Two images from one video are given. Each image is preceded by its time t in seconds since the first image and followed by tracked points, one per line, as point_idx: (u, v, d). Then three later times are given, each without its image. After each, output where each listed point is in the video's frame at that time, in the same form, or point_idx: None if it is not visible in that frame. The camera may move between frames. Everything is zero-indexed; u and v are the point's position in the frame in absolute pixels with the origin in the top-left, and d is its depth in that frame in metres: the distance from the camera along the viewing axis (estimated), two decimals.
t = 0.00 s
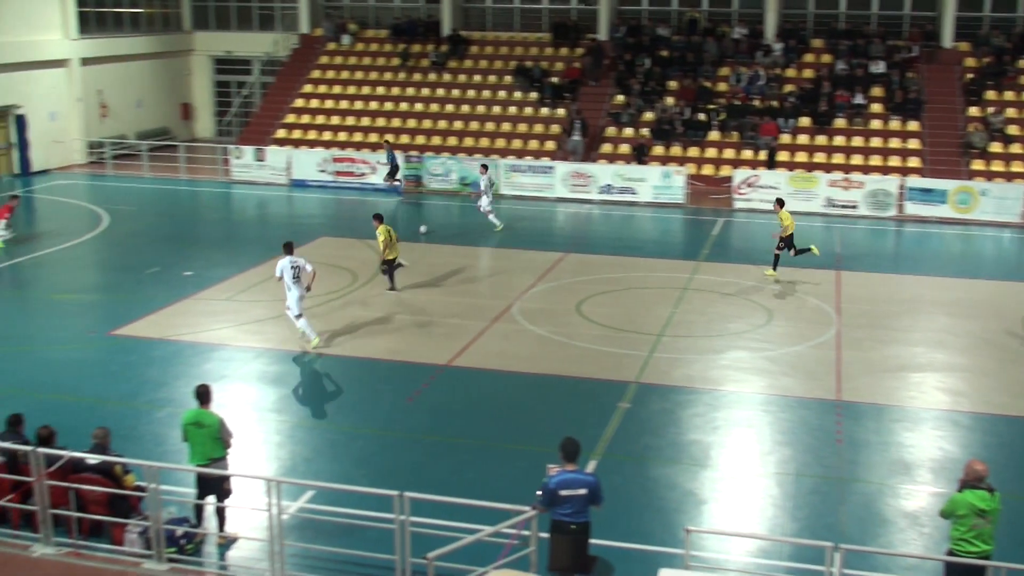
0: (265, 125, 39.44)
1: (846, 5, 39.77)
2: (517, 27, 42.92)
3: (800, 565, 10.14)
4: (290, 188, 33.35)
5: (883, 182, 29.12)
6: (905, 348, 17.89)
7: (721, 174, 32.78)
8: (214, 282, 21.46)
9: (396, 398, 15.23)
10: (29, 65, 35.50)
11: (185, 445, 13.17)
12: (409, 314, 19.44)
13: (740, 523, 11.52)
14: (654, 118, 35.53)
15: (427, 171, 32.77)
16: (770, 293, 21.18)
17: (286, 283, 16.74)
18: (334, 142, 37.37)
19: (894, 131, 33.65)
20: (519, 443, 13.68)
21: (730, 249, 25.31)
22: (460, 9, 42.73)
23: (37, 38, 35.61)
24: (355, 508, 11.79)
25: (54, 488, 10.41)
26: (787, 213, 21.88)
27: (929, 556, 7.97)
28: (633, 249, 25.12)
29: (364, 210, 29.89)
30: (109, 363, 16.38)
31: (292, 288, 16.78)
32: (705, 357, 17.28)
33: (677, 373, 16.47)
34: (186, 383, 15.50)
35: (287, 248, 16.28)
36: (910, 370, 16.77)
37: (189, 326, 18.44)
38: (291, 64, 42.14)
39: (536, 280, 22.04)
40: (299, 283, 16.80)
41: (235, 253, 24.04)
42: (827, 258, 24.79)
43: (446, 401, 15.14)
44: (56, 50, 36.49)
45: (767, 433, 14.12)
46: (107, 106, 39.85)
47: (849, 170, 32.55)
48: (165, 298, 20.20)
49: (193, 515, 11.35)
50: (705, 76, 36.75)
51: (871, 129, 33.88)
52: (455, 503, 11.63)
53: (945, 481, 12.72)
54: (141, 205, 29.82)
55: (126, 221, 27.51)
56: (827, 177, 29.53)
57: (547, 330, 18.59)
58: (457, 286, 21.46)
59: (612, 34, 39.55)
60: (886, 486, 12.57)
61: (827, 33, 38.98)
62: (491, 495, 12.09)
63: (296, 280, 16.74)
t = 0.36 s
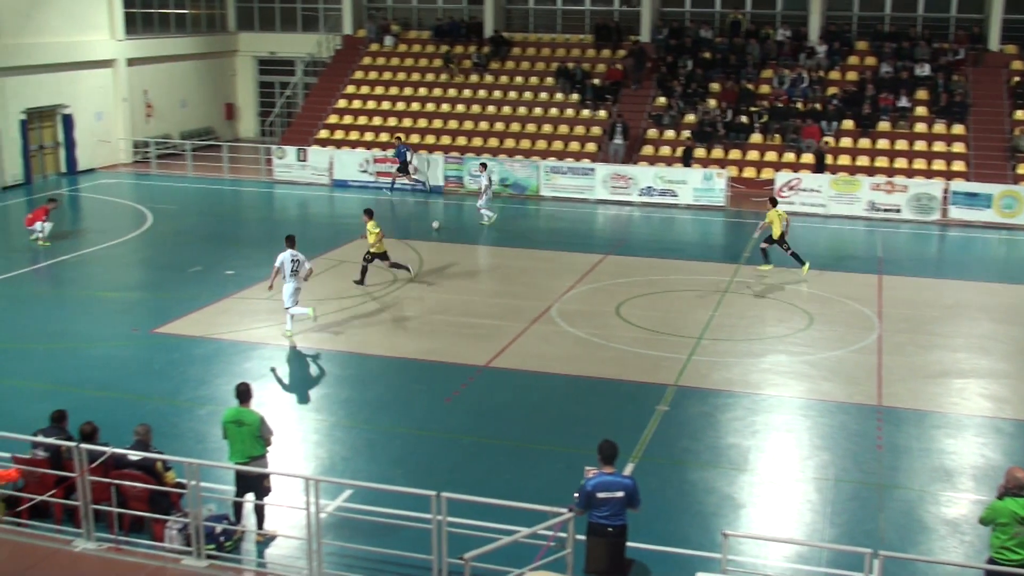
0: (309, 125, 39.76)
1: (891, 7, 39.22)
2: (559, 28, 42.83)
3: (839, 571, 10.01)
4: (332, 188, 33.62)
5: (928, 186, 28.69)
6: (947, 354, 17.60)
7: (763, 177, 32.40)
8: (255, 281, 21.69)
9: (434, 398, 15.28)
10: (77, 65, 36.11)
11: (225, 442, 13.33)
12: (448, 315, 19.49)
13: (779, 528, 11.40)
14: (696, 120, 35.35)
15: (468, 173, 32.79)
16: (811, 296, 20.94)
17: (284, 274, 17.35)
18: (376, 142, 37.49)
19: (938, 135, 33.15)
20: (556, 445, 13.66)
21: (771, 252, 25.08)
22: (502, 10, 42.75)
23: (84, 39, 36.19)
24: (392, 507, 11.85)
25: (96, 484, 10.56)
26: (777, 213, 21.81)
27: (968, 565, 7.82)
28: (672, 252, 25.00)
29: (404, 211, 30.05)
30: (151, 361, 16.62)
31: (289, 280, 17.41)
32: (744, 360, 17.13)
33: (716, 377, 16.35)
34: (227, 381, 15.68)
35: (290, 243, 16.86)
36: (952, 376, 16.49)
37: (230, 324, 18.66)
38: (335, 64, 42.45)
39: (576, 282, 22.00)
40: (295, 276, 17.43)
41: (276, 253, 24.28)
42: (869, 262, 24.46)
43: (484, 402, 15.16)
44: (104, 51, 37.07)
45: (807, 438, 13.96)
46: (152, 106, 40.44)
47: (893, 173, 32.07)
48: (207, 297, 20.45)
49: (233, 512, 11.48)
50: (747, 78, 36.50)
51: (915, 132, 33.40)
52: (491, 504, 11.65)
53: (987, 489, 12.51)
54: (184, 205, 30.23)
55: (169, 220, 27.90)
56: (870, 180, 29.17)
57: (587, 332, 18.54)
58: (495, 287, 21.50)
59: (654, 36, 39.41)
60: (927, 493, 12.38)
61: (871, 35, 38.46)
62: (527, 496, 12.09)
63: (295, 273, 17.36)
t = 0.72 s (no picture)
0: (348, 126, 40.02)
1: (934, 10, 38.65)
2: (598, 31, 42.71)
3: None
4: (370, 190, 33.81)
5: (970, 190, 28.17)
6: (988, 360, 17.28)
7: (802, 180, 32.12)
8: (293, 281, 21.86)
9: (470, 400, 15.28)
10: (120, 67, 36.64)
11: (262, 442, 13.45)
12: (483, 316, 19.51)
13: (816, 533, 11.27)
14: (735, 123, 35.07)
15: (506, 175, 32.88)
16: (850, 301, 20.68)
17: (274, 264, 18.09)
18: (415, 144, 37.71)
19: (981, 138, 32.65)
20: (591, 448, 13.60)
21: (810, 256, 24.81)
22: (542, 13, 42.69)
23: (128, 40, 36.71)
24: (427, 508, 11.88)
25: (134, 482, 10.69)
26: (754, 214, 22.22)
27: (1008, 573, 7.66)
28: (710, 255, 24.84)
29: (440, 212, 30.14)
30: (190, 360, 16.81)
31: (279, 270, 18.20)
32: (782, 365, 16.96)
33: (753, 381, 16.20)
34: (265, 381, 15.82)
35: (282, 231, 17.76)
36: (993, 383, 16.20)
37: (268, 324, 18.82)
38: (374, 66, 42.70)
39: (613, 284, 21.93)
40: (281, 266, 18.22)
41: (314, 253, 24.47)
42: (910, 266, 24.10)
43: (520, 405, 15.15)
44: (146, 53, 37.56)
45: (844, 443, 13.79)
46: (193, 107, 40.96)
47: (934, 177, 31.61)
48: (245, 297, 20.65)
49: (269, 511, 11.57)
50: (787, 81, 36.18)
51: (957, 136, 32.92)
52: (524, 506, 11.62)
53: None
54: (224, 205, 30.57)
55: (208, 221, 28.23)
56: (911, 184, 28.77)
57: (623, 335, 18.47)
58: (530, 289, 21.49)
59: (694, 38, 39.21)
60: (966, 500, 12.17)
61: (914, 37, 37.92)
62: (562, 499, 12.06)
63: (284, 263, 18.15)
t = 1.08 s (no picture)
0: (362, 128, 40.06)
1: (948, 12, 38.48)
2: (611, 34, 42.69)
3: None
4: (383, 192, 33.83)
5: (984, 192, 28.00)
6: (1002, 363, 17.18)
7: (815, 183, 32.20)
8: (306, 283, 21.92)
9: (482, 402, 15.30)
10: (135, 69, 36.85)
11: (274, 443, 13.49)
12: (495, 318, 19.51)
13: (828, 536, 11.23)
14: (747, 125, 34.98)
15: (518, 177, 32.88)
16: (863, 303, 20.61)
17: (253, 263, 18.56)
18: (428, 146, 37.78)
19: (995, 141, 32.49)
20: (602, 450, 13.59)
21: (823, 258, 24.72)
22: (555, 15, 42.62)
23: (142, 43, 36.91)
24: (438, 510, 11.89)
25: (146, 483, 10.74)
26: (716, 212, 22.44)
27: None
28: (723, 257, 24.78)
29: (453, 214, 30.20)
30: (202, 361, 16.87)
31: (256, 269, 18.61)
32: (795, 367, 16.90)
33: (765, 383, 16.14)
34: (277, 383, 15.87)
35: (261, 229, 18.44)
36: (1007, 386, 16.10)
37: (280, 326, 18.89)
38: (387, 68, 42.78)
39: (625, 286, 21.91)
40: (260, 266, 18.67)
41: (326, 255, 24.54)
42: (923, 268, 23.99)
43: (531, 407, 15.15)
44: (161, 55, 37.74)
45: (856, 446, 13.73)
46: (207, 109, 41.16)
47: (948, 179, 31.50)
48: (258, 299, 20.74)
49: (281, 513, 11.59)
50: (801, 83, 36.07)
51: (971, 139, 32.80)
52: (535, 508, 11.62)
53: None
54: (237, 207, 30.70)
55: (221, 222, 28.36)
56: (925, 186, 28.63)
57: (635, 337, 18.46)
58: (541, 291, 21.48)
59: (707, 40, 39.15)
60: (979, 503, 12.10)
61: (928, 40, 37.75)
62: (573, 501, 12.06)
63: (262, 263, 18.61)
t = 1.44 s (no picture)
0: (363, 130, 40.05)
1: (949, 14, 38.48)
2: (613, 36, 42.73)
3: None
4: (384, 195, 33.85)
5: (985, 195, 28.02)
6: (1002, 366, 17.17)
7: (816, 185, 32.32)
8: (307, 286, 21.93)
9: (482, 405, 15.30)
10: (136, 72, 36.87)
11: (274, 446, 13.49)
12: (495, 321, 19.51)
13: (828, 539, 11.22)
14: (748, 128, 34.97)
15: (518, 180, 32.87)
16: (864, 306, 20.59)
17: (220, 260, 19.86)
18: (428, 149, 37.78)
19: (995, 144, 32.50)
20: (603, 453, 13.59)
21: (824, 261, 24.72)
22: (556, 17, 42.67)
23: (143, 45, 36.95)
24: (438, 513, 11.88)
25: (146, 486, 10.74)
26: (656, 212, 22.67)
27: None
28: (723, 260, 24.78)
29: (454, 216, 30.22)
30: (202, 364, 16.89)
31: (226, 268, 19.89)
32: (795, 370, 16.90)
33: (766, 386, 16.14)
34: (277, 386, 15.88)
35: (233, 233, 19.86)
36: (1007, 388, 16.09)
37: (281, 328, 18.90)
38: (388, 70, 42.81)
39: (625, 289, 21.91)
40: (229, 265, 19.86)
41: (326, 257, 24.57)
42: (924, 271, 23.98)
43: (531, 409, 15.15)
44: (162, 58, 37.78)
45: (857, 449, 13.73)
46: (208, 112, 41.20)
47: (949, 182, 31.56)
48: (259, 302, 20.74)
49: (281, 516, 11.59)
50: (802, 85, 36.05)
51: (972, 141, 32.82)
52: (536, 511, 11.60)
53: None
54: (237, 210, 30.72)
55: (222, 225, 28.38)
56: (925, 189, 28.64)
57: (635, 340, 18.46)
58: (542, 293, 21.49)
59: (708, 43, 39.19)
60: (979, 506, 12.09)
61: (929, 43, 37.76)
62: (574, 504, 12.05)
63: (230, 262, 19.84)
